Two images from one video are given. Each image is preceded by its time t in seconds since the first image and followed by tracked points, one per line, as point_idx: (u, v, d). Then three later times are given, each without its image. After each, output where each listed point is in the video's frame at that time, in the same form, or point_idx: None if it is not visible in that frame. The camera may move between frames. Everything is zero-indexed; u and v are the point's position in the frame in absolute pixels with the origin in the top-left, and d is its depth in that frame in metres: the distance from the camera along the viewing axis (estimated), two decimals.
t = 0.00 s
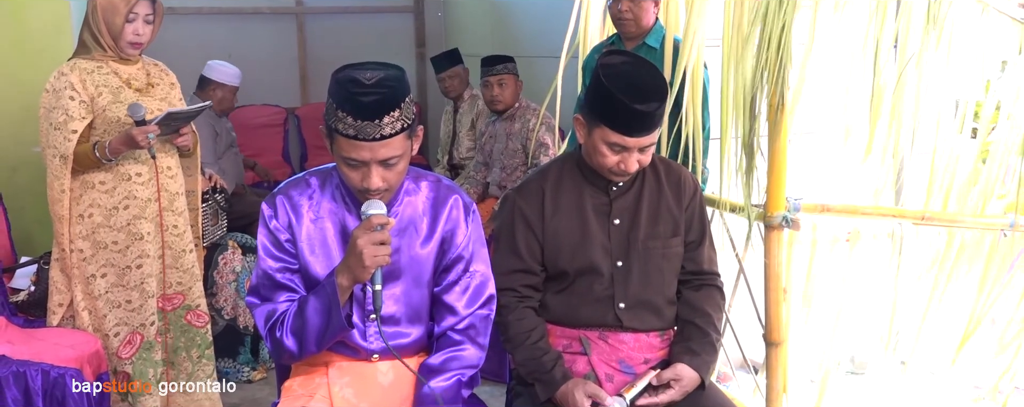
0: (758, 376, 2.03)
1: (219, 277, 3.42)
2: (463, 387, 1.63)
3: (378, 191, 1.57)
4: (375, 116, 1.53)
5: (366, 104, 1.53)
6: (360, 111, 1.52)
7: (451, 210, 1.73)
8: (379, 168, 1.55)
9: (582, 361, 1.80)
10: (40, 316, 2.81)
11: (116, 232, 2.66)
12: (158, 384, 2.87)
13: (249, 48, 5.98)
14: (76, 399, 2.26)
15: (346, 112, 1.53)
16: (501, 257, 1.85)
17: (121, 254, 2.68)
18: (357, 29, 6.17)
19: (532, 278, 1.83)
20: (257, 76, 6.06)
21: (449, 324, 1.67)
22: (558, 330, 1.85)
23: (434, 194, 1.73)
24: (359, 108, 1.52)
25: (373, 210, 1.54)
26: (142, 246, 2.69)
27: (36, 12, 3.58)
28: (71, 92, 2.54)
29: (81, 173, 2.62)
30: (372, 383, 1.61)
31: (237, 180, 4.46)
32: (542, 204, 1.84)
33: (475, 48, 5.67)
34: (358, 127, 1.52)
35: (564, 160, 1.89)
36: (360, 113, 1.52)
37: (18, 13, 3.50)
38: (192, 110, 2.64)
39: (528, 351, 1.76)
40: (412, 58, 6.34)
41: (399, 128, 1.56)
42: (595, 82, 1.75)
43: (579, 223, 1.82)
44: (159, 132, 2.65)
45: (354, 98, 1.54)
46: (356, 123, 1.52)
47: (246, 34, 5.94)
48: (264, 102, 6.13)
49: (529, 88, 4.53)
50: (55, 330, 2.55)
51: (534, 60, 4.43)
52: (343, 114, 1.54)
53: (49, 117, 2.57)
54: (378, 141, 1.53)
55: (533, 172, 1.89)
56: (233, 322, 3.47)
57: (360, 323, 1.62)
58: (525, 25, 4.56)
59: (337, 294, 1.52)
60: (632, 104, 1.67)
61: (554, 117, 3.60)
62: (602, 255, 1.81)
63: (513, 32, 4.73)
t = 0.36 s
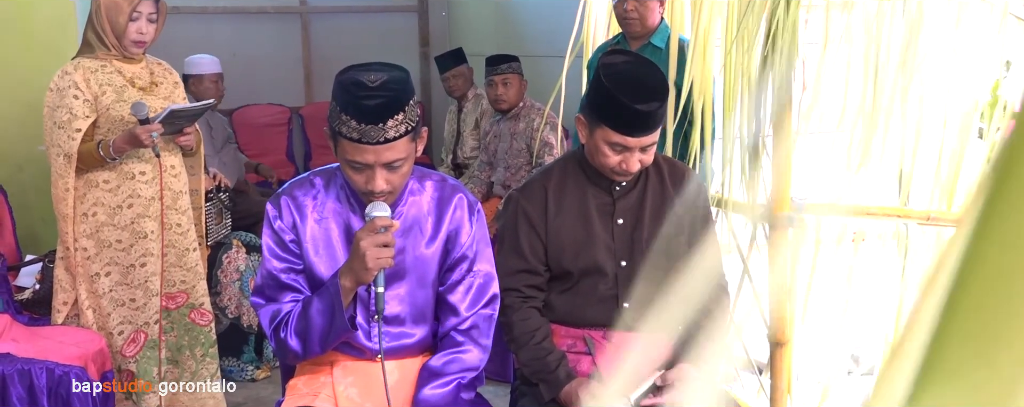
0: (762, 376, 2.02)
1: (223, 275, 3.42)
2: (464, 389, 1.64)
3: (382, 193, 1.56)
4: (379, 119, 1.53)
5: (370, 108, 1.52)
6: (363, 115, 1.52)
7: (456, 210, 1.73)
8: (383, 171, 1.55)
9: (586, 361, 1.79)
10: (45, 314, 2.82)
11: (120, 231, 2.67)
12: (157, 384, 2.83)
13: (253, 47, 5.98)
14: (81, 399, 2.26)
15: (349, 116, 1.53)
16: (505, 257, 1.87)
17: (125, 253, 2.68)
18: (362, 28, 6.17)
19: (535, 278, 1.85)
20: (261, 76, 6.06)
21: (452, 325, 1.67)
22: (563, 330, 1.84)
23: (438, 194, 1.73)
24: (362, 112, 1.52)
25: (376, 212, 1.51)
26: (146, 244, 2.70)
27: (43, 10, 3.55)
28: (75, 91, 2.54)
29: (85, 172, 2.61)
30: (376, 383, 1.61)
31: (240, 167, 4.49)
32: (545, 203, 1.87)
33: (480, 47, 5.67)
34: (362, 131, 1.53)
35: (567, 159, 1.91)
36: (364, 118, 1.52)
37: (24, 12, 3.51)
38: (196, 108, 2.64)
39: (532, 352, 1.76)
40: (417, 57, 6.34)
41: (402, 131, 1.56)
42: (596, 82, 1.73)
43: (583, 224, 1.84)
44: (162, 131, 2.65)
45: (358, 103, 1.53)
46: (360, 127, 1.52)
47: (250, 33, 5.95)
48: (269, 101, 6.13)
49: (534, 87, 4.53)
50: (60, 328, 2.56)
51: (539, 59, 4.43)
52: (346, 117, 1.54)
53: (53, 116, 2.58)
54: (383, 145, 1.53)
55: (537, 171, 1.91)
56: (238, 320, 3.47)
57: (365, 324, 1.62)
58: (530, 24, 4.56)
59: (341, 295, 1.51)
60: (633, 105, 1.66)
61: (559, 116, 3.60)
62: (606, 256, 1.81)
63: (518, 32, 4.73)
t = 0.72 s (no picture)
0: (770, 380, 2.02)
1: (230, 279, 3.43)
2: (466, 393, 1.62)
3: (390, 200, 1.58)
4: (388, 127, 1.53)
5: (381, 116, 1.52)
6: (373, 122, 1.52)
7: (462, 214, 1.73)
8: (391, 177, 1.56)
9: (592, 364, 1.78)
10: (52, 317, 2.83)
11: (126, 234, 2.67)
12: (157, 383, 2.81)
13: (260, 51, 6.00)
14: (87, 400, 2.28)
15: (359, 123, 1.53)
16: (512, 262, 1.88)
17: (131, 256, 2.69)
18: (368, 32, 6.19)
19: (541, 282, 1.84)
20: (268, 79, 6.08)
21: (458, 329, 1.67)
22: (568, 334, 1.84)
23: (445, 198, 1.74)
24: (371, 119, 1.52)
25: (384, 217, 1.51)
26: (153, 247, 2.70)
27: (52, 14, 3.59)
28: (82, 94, 2.55)
29: (93, 175, 2.62)
30: (382, 386, 1.62)
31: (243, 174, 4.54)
32: (550, 207, 1.85)
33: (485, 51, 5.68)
34: (371, 138, 1.53)
35: (573, 164, 1.87)
36: (373, 124, 1.52)
37: (33, 17, 3.53)
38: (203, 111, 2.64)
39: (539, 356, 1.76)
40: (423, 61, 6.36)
41: (412, 139, 1.56)
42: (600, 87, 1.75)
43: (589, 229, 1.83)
44: (169, 134, 2.66)
45: (368, 110, 1.53)
46: (369, 134, 1.52)
47: (257, 37, 5.97)
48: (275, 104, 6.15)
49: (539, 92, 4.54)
50: (68, 331, 2.57)
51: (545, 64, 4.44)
52: (356, 124, 1.54)
53: (61, 120, 2.59)
54: (391, 152, 1.54)
55: (543, 176, 1.89)
56: (244, 324, 3.48)
57: (372, 328, 1.63)
58: (536, 29, 4.57)
59: (348, 300, 1.52)
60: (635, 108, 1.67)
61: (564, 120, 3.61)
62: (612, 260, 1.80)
63: (524, 36, 4.73)
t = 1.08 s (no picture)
0: (770, 385, 2.02)
1: (231, 283, 3.43)
2: (466, 396, 1.63)
3: (392, 205, 1.56)
4: (389, 133, 1.53)
5: (382, 122, 1.53)
6: (374, 128, 1.53)
7: (464, 218, 1.73)
8: (392, 183, 1.55)
9: (594, 369, 1.78)
10: (53, 321, 2.83)
11: (128, 237, 2.67)
12: (157, 383, 2.81)
13: (262, 55, 6.01)
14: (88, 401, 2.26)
15: (359, 129, 1.54)
16: (513, 267, 1.87)
17: (133, 259, 2.68)
18: (370, 36, 6.20)
19: (543, 286, 1.84)
20: (269, 83, 6.09)
21: (459, 333, 1.67)
22: (570, 339, 1.84)
23: (447, 203, 1.74)
24: (371, 125, 1.53)
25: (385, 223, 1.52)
26: (154, 251, 2.70)
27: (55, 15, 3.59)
28: (84, 98, 2.55)
29: (94, 179, 2.63)
30: (383, 390, 1.61)
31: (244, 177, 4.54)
32: (552, 211, 1.86)
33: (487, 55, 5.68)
34: (372, 144, 1.53)
35: (574, 167, 1.89)
36: (373, 131, 1.53)
37: (35, 21, 3.53)
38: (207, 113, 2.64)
39: (540, 360, 1.76)
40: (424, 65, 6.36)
41: (413, 144, 1.56)
42: (602, 91, 1.75)
43: (591, 233, 1.83)
44: (171, 137, 2.66)
45: (368, 116, 1.54)
46: (370, 141, 1.53)
47: (259, 41, 5.98)
48: (277, 108, 6.15)
49: (540, 95, 4.53)
50: (70, 334, 2.57)
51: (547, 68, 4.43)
52: (357, 131, 1.54)
53: (63, 124, 2.60)
54: (392, 158, 1.54)
55: (545, 180, 1.89)
56: (245, 328, 3.48)
57: (373, 333, 1.63)
58: (537, 33, 4.57)
59: (350, 306, 1.52)
60: (639, 112, 1.66)
61: (565, 124, 3.61)
62: (613, 263, 1.81)
63: (526, 40, 4.73)
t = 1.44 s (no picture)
0: (771, 385, 2.03)
1: (232, 283, 3.43)
2: (470, 396, 1.64)
3: (388, 202, 1.58)
4: (382, 127, 1.53)
5: (374, 116, 1.52)
6: (366, 122, 1.52)
7: (462, 216, 1.73)
8: (389, 179, 1.55)
9: (596, 369, 1.79)
10: (55, 321, 2.83)
11: (130, 237, 2.67)
12: (159, 383, 2.81)
13: (263, 54, 6.01)
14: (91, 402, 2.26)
15: (353, 124, 1.53)
16: (513, 266, 1.86)
17: (134, 259, 2.68)
18: (371, 36, 6.20)
19: (545, 286, 1.83)
20: (271, 83, 6.08)
21: (460, 332, 1.67)
22: (572, 338, 1.84)
23: (444, 201, 1.73)
24: (365, 119, 1.52)
25: (384, 221, 1.52)
26: (156, 251, 2.70)
27: (54, 12, 3.56)
28: (86, 97, 2.56)
29: (96, 178, 2.64)
30: (384, 390, 1.62)
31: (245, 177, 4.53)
32: (554, 210, 1.84)
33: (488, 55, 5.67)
34: (367, 140, 1.53)
35: (577, 168, 1.88)
36: (367, 125, 1.52)
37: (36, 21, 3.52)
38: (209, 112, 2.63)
39: (542, 360, 1.76)
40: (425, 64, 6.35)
41: (407, 139, 1.56)
42: (606, 91, 1.74)
43: (593, 232, 1.82)
44: (173, 137, 2.65)
45: (362, 110, 1.53)
46: (364, 136, 1.52)
47: (260, 41, 5.98)
48: (278, 108, 6.15)
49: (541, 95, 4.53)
50: (71, 334, 2.56)
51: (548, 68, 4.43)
52: (351, 126, 1.54)
53: (64, 123, 2.60)
54: (386, 152, 1.53)
55: (547, 179, 1.88)
56: (246, 327, 3.47)
57: (374, 332, 1.63)
58: (538, 32, 4.56)
59: (350, 305, 1.52)
60: (643, 113, 1.66)
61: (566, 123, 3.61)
62: (614, 262, 1.81)
63: (527, 39, 4.73)
